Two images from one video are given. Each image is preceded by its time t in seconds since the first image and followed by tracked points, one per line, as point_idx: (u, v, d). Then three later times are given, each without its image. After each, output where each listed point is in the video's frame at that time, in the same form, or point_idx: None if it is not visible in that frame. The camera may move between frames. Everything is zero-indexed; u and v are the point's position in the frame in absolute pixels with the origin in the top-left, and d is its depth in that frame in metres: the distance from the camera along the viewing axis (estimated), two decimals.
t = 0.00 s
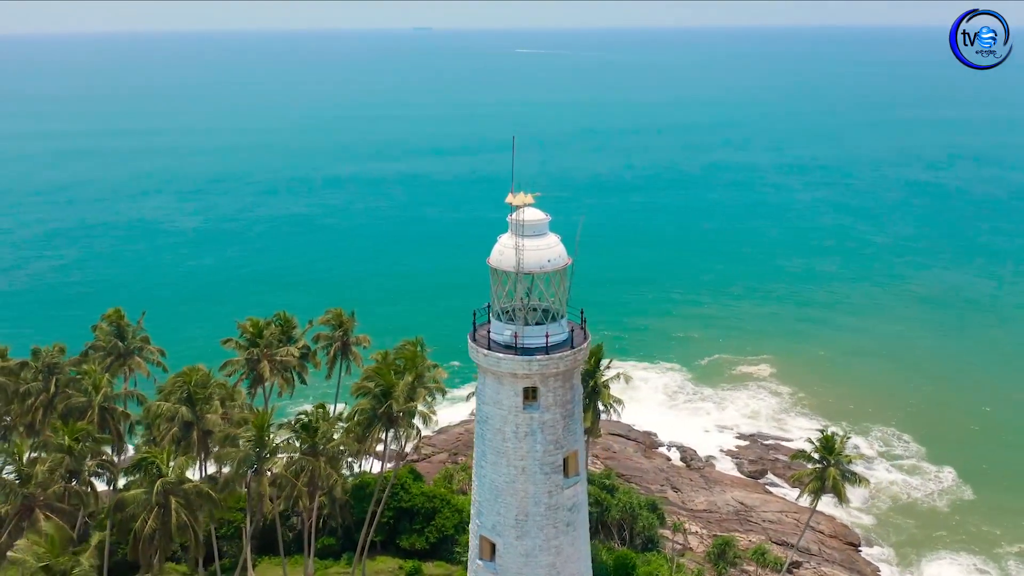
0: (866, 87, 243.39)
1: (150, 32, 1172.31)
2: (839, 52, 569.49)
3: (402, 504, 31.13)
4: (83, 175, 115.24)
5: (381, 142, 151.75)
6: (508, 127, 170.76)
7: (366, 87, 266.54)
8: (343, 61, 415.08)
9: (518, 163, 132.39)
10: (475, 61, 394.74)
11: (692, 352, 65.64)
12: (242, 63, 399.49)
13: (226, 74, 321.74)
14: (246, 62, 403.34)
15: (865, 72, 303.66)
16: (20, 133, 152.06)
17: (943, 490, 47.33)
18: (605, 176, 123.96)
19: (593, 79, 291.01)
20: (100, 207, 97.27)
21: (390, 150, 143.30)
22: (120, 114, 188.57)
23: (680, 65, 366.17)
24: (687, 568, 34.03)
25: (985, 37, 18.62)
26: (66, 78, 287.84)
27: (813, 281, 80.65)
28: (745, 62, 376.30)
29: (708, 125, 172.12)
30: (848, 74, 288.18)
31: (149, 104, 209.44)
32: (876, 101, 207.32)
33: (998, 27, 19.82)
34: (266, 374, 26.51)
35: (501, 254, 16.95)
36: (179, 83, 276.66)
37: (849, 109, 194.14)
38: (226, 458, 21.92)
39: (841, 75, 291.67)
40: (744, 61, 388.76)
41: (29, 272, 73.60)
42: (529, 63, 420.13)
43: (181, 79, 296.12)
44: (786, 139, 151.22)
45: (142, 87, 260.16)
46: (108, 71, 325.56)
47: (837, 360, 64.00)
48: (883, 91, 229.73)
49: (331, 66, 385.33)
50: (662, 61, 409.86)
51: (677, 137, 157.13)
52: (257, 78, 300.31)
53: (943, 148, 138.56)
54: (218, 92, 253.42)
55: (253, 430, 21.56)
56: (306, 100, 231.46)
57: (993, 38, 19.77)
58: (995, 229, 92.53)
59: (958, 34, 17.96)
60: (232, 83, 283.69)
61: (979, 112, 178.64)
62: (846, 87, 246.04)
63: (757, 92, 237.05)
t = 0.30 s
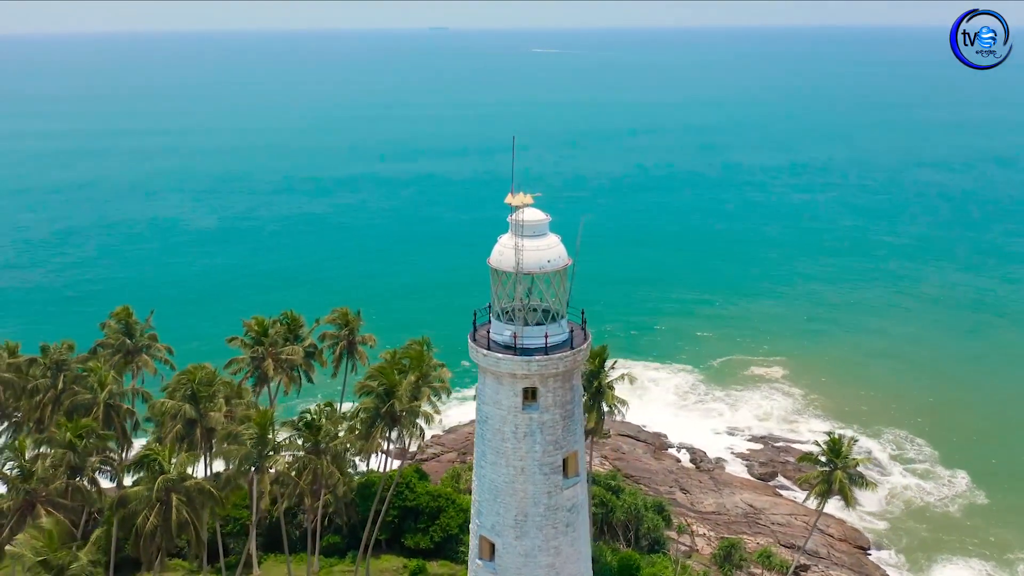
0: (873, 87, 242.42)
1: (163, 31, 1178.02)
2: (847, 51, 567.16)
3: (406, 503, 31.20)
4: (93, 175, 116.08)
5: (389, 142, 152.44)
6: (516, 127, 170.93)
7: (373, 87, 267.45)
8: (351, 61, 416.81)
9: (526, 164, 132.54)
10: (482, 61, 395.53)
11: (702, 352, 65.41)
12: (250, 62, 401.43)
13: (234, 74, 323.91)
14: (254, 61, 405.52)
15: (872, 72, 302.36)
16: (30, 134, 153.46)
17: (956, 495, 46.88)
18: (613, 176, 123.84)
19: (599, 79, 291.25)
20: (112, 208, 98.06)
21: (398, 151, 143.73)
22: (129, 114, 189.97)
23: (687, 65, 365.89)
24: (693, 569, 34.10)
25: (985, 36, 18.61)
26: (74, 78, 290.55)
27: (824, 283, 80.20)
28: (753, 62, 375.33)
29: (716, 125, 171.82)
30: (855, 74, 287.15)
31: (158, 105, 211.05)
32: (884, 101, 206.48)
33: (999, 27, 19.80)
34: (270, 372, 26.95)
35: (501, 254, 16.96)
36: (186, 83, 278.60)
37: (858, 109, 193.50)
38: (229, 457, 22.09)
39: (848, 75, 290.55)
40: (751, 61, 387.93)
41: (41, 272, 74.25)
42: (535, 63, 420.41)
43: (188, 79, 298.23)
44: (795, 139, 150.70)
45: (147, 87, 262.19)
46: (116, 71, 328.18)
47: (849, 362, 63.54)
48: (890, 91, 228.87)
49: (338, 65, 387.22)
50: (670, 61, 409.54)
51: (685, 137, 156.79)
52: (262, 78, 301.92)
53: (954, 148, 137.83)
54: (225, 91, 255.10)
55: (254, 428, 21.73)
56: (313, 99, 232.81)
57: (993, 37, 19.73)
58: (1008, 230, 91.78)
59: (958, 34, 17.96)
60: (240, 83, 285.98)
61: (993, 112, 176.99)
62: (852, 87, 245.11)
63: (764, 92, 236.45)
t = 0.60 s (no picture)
0: (879, 87, 241.44)
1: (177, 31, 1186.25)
2: (855, 51, 564.60)
3: (411, 501, 31.32)
4: (103, 176, 116.68)
5: (397, 142, 152.81)
6: (523, 127, 170.89)
7: (379, 87, 267.90)
8: (358, 61, 417.61)
9: (534, 164, 132.48)
10: (487, 61, 395.70)
11: (714, 353, 65.22)
12: (256, 63, 402.69)
13: (239, 74, 325.02)
14: (261, 62, 406.82)
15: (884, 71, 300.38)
16: (40, 134, 154.43)
17: (969, 500, 46.44)
18: (622, 176, 123.64)
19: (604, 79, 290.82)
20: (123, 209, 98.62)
21: (406, 151, 144.05)
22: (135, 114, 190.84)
23: (694, 65, 364.99)
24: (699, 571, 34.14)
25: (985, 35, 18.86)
26: (78, 79, 291.74)
27: (835, 284, 79.78)
28: (759, 62, 374.09)
29: (724, 125, 171.29)
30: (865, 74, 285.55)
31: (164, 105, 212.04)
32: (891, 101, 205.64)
33: (997, 27, 20.07)
34: (274, 371, 27.53)
35: (501, 254, 16.96)
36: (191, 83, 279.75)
37: (866, 108, 192.68)
38: (232, 454, 22.23)
39: (854, 75, 289.41)
40: (758, 61, 386.68)
41: (52, 273, 74.70)
42: (541, 62, 420.39)
43: (196, 79, 299.50)
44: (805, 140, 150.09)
45: (165, 89, 262.63)
46: (121, 72, 329.12)
47: (861, 364, 62.98)
48: (896, 91, 228.08)
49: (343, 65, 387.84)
50: (676, 61, 408.49)
51: (694, 138, 156.18)
52: (274, 78, 302.32)
53: (964, 148, 137.23)
54: (232, 91, 256.02)
55: (256, 426, 21.91)
56: (319, 99, 233.50)
57: (993, 37, 19.94)
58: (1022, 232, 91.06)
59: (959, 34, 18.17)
60: (245, 83, 287.02)
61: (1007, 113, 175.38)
62: (858, 87, 244.17)
63: (770, 92, 235.58)
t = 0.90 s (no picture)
0: (885, 87, 240.65)
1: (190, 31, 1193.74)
2: (865, 51, 562.14)
3: (416, 500, 31.41)
4: (113, 176, 117.18)
5: (405, 142, 153.13)
6: (533, 128, 170.85)
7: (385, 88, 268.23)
8: (367, 60, 417.92)
9: (542, 164, 132.37)
10: (494, 61, 395.58)
11: (725, 353, 65.01)
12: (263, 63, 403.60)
13: (245, 74, 325.82)
14: (268, 62, 407.69)
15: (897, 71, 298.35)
16: (50, 134, 155.24)
17: (981, 505, 45.99)
18: (632, 177, 123.44)
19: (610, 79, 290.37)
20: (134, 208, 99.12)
21: (414, 151, 144.26)
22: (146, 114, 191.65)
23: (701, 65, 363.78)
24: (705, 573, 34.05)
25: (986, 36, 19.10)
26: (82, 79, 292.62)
27: (846, 284, 79.33)
28: (766, 62, 372.48)
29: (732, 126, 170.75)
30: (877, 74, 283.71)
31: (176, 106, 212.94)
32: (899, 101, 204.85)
33: (997, 26, 20.31)
34: (279, 369, 27.86)
35: (500, 255, 16.97)
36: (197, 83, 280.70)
37: (874, 108, 191.90)
38: (234, 451, 22.33)
39: (861, 75, 288.42)
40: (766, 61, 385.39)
41: (64, 272, 75.07)
42: (548, 62, 419.99)
43: (205, 79, 300.41)
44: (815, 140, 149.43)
45: (174, 89, 263.76)
46: (130, 72, 329.01)
47: (874, 367, 62.48)
48: (903, 91, 227.31)
49: (350, 65, 388.21)
50: (683, 60, 407.34)
51: (703, 138, 155.57)
52: (283, 78, 303.10)
53: (975, 149, 136.68)
54: (238, 91, 256.66)
55: (257, 424, 22.00)
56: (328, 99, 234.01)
57: (992, 37, 20.20)
58: None
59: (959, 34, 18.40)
60: (251, 83, 287.70)
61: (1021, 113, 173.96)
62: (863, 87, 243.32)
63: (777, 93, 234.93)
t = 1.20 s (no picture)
0: (891, 87, 239.75)
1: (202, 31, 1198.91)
2: (872, 51, 559.67)
3: (422, 500, 31.46)
4: (122, 175, 117.55)
5: (412, 142, 153.40)
6: (543, 128, 170.73)
7: (391, 88, 268.36)
8: (377, 60, 418.04)
9: (550, 164, 132.28)
10: (500, 61, 395.20)
11: (736, 355, 64.82)
12: (268, 62, 403.57)
13: (249, 74, 326.07)
14: (273, 62, 407.69)
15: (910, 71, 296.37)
16: (58, 134, 155.87)
17: (993, 509, 45.56)
18: (642, 178, 123.19)
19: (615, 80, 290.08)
20: (145, 208, 99.53)
21: (422, 151, 144.41)
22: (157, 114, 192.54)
23: (706, 66, 362.84)
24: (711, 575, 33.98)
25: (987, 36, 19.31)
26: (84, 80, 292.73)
27: (857, 286, 78.95)
28: (773, 62, 371.19)
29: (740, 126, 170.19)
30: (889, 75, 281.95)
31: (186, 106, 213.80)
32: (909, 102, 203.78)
33: (996, 27, 20.53)
34: (283, 368, 28.11)
35: (500, 255, 17.00)
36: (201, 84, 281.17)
37: (884, 109, 190.99)
38: (236, 449, 22.56)
39: (866, 75, 287.43)
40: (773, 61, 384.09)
41: (75, 272, 75.41)
42: (554, 62, 419.20)
43: (216, 79, 301.34)
44: (826, 141, 148.71)
45: (184, 89, 264.81)
46: (140, 72, 330.28)
47: (886, 369, 62.03)
48: (909, 91, 226.59)
49: (354, 65, 387.87)
50: (690, 60, 406.31)
51: (711, 139, 155.04)
52: (292, 79, 303.75)
53: (984, 149, 136.16)
54: (243, 91, 257.05)
55: (259, 423, 22.16)
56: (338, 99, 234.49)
57: (993, 37, 20.38)
58: None
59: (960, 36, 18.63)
60: (254, 83, 287.91)
61: None
62: (869, 87, 242.60)
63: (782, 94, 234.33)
